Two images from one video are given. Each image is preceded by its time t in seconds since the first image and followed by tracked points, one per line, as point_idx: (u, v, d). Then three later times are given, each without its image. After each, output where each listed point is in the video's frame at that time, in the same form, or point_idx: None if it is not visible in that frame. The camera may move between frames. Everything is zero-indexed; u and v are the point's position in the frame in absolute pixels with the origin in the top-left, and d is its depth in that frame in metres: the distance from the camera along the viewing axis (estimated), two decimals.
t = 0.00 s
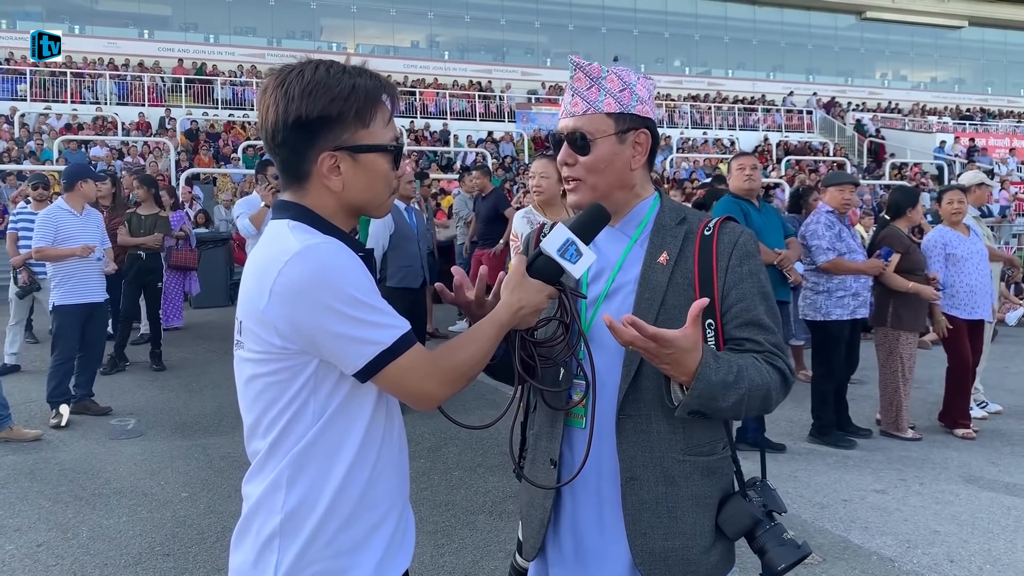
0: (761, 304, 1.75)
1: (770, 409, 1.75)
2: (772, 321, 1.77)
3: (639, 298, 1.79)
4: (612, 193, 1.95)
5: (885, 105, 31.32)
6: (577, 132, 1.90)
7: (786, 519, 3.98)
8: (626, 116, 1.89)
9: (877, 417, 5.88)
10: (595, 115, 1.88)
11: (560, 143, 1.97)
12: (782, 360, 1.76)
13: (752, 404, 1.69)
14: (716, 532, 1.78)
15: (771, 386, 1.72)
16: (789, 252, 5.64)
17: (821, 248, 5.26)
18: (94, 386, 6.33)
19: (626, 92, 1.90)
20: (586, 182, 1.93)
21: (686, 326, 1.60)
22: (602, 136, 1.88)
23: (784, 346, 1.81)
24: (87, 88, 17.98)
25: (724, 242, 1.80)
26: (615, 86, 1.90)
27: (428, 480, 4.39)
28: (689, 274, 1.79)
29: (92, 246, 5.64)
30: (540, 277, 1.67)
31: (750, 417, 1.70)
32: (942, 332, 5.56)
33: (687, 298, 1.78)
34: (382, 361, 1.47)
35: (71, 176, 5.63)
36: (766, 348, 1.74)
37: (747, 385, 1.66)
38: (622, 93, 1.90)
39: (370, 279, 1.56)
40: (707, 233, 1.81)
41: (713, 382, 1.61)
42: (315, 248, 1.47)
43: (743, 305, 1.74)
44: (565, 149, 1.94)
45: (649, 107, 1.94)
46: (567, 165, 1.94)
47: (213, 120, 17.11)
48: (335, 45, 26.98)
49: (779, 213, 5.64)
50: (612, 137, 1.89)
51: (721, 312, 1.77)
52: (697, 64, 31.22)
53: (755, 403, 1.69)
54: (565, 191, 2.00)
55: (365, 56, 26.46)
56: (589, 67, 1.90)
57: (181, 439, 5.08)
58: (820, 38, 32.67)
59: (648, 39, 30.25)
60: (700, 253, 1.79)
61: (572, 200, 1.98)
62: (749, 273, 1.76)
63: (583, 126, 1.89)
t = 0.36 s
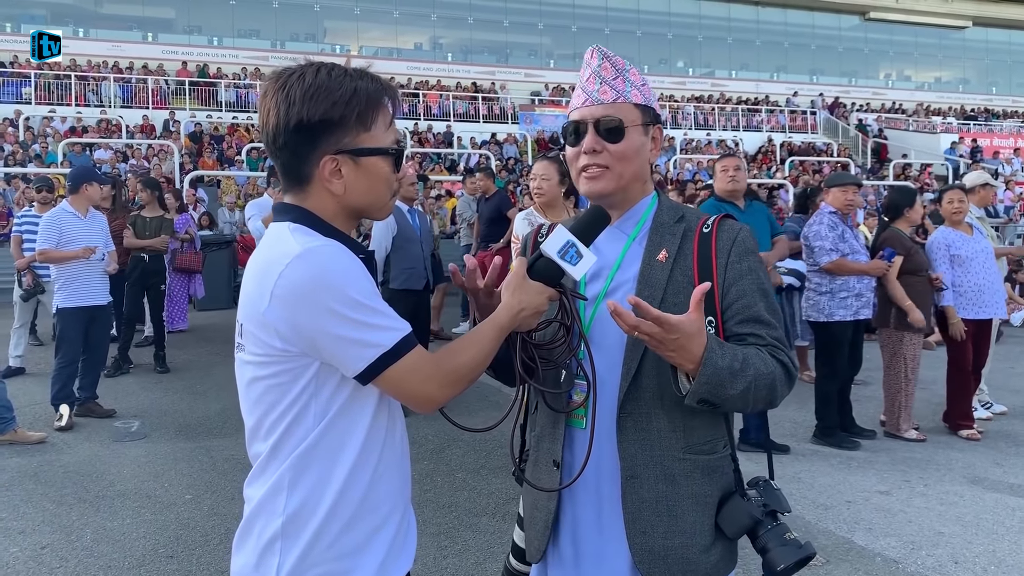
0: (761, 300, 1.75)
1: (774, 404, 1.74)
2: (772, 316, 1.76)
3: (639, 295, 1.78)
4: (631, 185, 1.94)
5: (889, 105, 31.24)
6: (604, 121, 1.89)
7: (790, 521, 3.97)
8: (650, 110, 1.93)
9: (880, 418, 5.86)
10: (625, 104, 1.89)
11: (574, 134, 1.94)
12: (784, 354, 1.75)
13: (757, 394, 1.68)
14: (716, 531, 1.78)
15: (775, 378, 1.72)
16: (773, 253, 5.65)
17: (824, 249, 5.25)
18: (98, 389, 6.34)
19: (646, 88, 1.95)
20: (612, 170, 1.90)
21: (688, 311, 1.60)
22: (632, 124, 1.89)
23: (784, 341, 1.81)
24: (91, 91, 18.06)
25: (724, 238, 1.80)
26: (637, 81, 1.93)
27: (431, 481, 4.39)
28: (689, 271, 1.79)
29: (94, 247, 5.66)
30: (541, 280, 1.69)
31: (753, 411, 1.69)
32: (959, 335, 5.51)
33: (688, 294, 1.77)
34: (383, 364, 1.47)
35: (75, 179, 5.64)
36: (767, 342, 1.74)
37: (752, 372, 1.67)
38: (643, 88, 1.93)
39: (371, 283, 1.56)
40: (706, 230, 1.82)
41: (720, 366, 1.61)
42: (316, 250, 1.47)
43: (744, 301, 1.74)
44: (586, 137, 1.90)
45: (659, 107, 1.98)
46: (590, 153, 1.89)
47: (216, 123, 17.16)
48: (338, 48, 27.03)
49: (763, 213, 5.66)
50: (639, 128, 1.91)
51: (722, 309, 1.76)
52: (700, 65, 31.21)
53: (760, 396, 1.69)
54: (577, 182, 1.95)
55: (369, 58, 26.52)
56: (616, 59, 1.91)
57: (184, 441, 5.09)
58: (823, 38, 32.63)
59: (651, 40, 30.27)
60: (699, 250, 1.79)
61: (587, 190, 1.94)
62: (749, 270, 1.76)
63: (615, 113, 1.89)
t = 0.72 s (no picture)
0: (757, 303, 1.75)
1: (770, 408, 1.75)
2: (770, 319, 1.76)
3: (638, 297, 1.78)
4: (630, 184, 1.93)
5: (891, 105, 31.21)
6: (609, 121, 1.88)
7: (791, 521, 3.97)
8: (654, 112, 1.93)
9: (883, 418, 5.86)
10: (629, 105, 1.89)
11: (579, 132, 1.93)
12: (780, 359, 1.75)
13: (753, 402, 1.68)
14: (715, 532, 1.78)
15: (770, 384, 1.72)
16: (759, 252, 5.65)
17: (825, 249, 5.25)
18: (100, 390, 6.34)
19: (652, 91, 1.95)
20: (612, 170, 1.89)
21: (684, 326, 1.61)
22: (635, 125, 1.89)
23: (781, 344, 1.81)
24: (94, 93, 18.12)
25: (721, 240, 1.80)
26: (643, 83, 1.94)
27: (432, 482, 4.39)
28: (687, 273, 1.79)
29: (97, 247, 5.69)
30: (540, 279, 1.69)
31: (751, 416, 1.69)
32: (956, 340, 5.52)
33: (686, 297, 1.78)
34: (382, 365, 1.47)
35: (76, 182, 5.64)
36: (764, 346, 1.73)
37: (747, 382, 1.66)
38: (648, 90, 1.94)
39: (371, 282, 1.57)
40: (703, 233, 1.82)
41: (715, 380, 1.61)
42: (314, 252, 1.47)
43: (741, 303, 1.74)
44: (590, 136, 1.89)
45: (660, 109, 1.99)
46: (591, 150, 1.89)
47: (218, 125, 17.20)
48: (339, 49, 27.08)
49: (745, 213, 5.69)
50: (642, 129, 1.91)
51: (720, 312, 1.76)
52: (701, 66, 31.22)
53: (757, 403, 1.69)
54: (579, 180, 1.94)
55: (370, 60, 26.56)
56: (625, 62, 1.92)
57: (186, 443, 5.10)
58: (824, 38, 32.65)
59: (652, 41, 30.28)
60: (696, 253, 1.79)
61: (588, 189, 1.93)
62: (746, 272, 1.76)
63: (619, 114, 1.89)
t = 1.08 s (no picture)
0: (757, 303, 1.76)
1: (774, 404, 1.75)
2: (770, 318, 1.77)
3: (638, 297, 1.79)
4: (600, 187, 1.94)
5: (893, 105, 31.16)
6: (561, 129, 1.90)
7: (794, 520, 3.97)
8: (606, 108, 1.89)
9: (885, 418, 5.85)
10: (576, 110, 1.90)
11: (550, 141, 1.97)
12: (783, 355, 1.76)
13: (761, 395, 1.69)
14: (714, 532, 1.79)
15: (777, 378, 1.73)
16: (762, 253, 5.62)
17: (828, 250, 5.28)
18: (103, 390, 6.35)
19: (606, 86, 1.91)
20: (573, 177, 1.92)
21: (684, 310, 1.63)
22: (582, 129, 1.88)
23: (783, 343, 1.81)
24: (96, 95, 18.14)
25: (721, 241, 1.80)
26: (595, 81, 1.92)
27: (435, 482, 4.39)
28: (688, 273, 1.79)
29: (103, 247, 5.70)
30: (544, 282, 1.69)
31: (755, 413, 1.70)
32: (959, 340, 5.50)
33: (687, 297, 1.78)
34: (386, 366, 1.48)
35: (79, 182, 5.65)
36: (767, 344, 1.74)
37: (755, 373, 1.67)
38: (602, 87, 1.91)
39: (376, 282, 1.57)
40: (703, 233, 1.82)
41: (724, 365, 1.62)
42: (318, 252, 1.48)
43: (742, 303, 1.74)
44: (552, 146, 1.94)
45: (634, 101, 1.94)
46: (554, 162, 1.94)
47: (220, 126, 17.21)
48: (342, 50, 27.07)
49: (748, 213, 5.70)
50: (594, 129, 1.89)
51: (721, 311, 1.76)
52: (703, 66, 31.18)
53: (763, 397, 1.70)
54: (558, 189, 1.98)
55: (372, 60, 26.57)
56: (570, 66, 1.94)
57: (190, 443, 5.11)
58: (826, 38, 32.67)
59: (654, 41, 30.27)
60: (697, 252, 1.80)
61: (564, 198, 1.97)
62: (746, 272, 1.76)
63: (565, 121, 1.90)
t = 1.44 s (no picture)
0: (755, 302, 1.75)
1: (771, 404, 1.75)
2: (768, 319, 1.77)
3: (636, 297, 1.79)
4: (610, 200, 1.96)
5: (898, 105, 31.09)
6: (570, 145, 1.90)
7: (799, 522, 3.96)
8: (618, 123, 1.90)
9: (890, 420, 5.83)
10: (588, 127, 1.88)
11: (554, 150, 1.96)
12: (780, 355, 1.76)
13: (755, 392, 1.68)
14: (715, 532, 1.78)
15: (772, 377, 1.72)
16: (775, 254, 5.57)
17: (835, 251, 5.26)
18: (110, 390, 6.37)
19: (615, 98, 1.90)
20: (584, 193, 1.93)
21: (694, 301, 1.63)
22: (597, 145, 1.89)
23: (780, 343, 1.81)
24: (102, 95, 18.20)
25: (719, 241, 1.79)
26: (603, 93, 1.90)
27: (440, 483, 4.40)
28: (686, 273, 1.79)
29: (110, 246, 5.72)
30: (550, 283, 1.68)
31: (752, 410, 1.69)
32: (964, 340, 5.48)
33: (685, 296, 1.78)
34: (393, 368, 1.48)
35: (85, 182, 5.63)
36: (765, 343, 1.74)
37: (752, 369, 1.67)
38: (611, 99, 1.90)
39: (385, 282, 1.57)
40: (701, 233, 1.82)
41: (723, 357, 1.63)
42: (326, 253, 1.48)
43: (738, 304, 1.74)
44: (560, 159, 1.92)
45: (638, 110, 1.95)
46: (564, 177, 1.93)
47: (226, 126, 17.25)
48: (347, 51, 27.11)
49: (767, 214, 5.66)
50: (608, 145, 1.90)
51: (718, 312, 1.77)
52: (708, 67, 31.13)
53: (758, 395, 1.69)
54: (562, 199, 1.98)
55: (377, 61, 26.62)
56: (576, 78, 1.90)
57: (196, 443, 5.12)
58: (831, 39, 32.63)
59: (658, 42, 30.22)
60: (694, 253, 1.79)
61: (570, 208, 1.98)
62: (743, 273, 1.76)
63: (578, 138, 1.89)
